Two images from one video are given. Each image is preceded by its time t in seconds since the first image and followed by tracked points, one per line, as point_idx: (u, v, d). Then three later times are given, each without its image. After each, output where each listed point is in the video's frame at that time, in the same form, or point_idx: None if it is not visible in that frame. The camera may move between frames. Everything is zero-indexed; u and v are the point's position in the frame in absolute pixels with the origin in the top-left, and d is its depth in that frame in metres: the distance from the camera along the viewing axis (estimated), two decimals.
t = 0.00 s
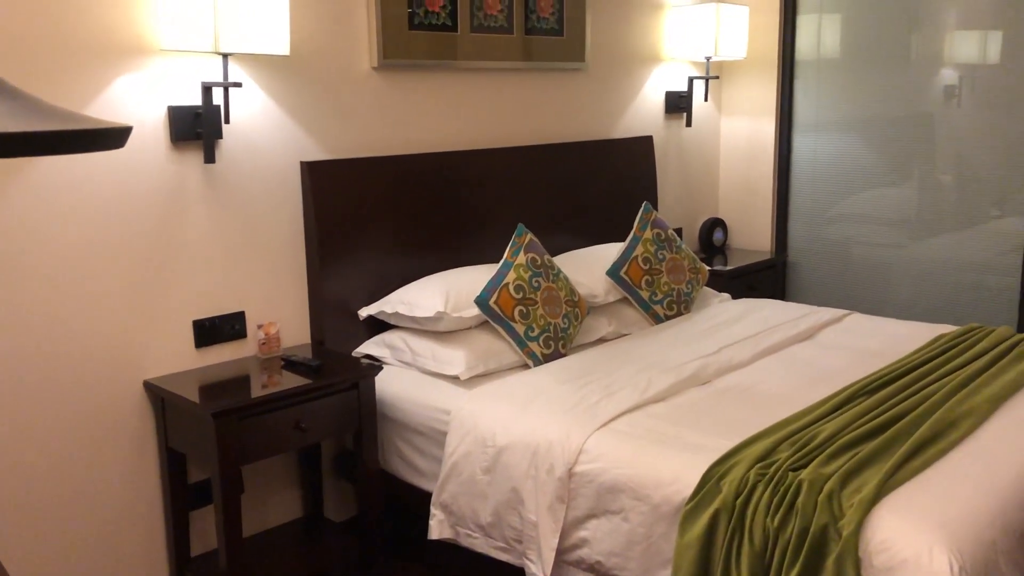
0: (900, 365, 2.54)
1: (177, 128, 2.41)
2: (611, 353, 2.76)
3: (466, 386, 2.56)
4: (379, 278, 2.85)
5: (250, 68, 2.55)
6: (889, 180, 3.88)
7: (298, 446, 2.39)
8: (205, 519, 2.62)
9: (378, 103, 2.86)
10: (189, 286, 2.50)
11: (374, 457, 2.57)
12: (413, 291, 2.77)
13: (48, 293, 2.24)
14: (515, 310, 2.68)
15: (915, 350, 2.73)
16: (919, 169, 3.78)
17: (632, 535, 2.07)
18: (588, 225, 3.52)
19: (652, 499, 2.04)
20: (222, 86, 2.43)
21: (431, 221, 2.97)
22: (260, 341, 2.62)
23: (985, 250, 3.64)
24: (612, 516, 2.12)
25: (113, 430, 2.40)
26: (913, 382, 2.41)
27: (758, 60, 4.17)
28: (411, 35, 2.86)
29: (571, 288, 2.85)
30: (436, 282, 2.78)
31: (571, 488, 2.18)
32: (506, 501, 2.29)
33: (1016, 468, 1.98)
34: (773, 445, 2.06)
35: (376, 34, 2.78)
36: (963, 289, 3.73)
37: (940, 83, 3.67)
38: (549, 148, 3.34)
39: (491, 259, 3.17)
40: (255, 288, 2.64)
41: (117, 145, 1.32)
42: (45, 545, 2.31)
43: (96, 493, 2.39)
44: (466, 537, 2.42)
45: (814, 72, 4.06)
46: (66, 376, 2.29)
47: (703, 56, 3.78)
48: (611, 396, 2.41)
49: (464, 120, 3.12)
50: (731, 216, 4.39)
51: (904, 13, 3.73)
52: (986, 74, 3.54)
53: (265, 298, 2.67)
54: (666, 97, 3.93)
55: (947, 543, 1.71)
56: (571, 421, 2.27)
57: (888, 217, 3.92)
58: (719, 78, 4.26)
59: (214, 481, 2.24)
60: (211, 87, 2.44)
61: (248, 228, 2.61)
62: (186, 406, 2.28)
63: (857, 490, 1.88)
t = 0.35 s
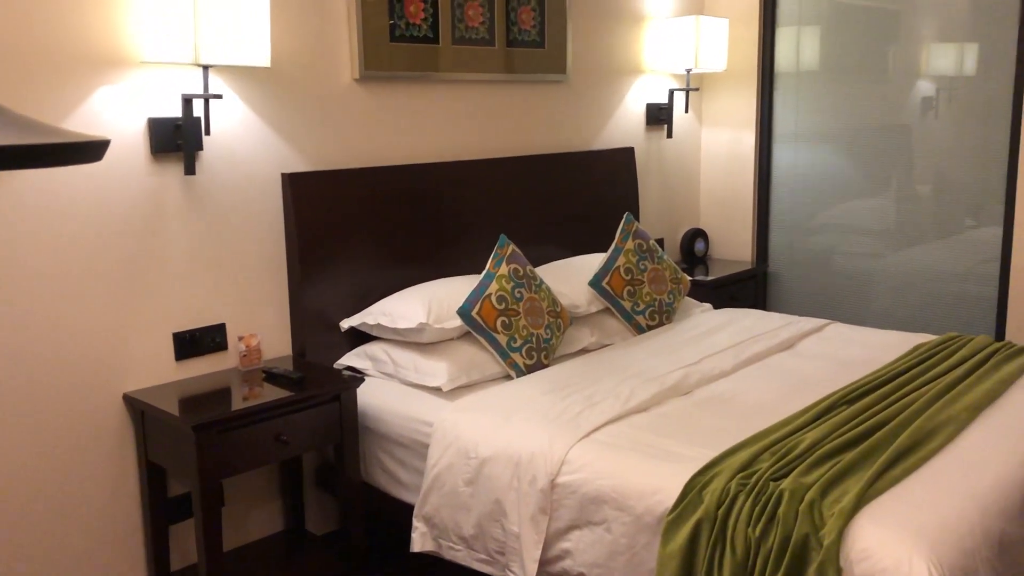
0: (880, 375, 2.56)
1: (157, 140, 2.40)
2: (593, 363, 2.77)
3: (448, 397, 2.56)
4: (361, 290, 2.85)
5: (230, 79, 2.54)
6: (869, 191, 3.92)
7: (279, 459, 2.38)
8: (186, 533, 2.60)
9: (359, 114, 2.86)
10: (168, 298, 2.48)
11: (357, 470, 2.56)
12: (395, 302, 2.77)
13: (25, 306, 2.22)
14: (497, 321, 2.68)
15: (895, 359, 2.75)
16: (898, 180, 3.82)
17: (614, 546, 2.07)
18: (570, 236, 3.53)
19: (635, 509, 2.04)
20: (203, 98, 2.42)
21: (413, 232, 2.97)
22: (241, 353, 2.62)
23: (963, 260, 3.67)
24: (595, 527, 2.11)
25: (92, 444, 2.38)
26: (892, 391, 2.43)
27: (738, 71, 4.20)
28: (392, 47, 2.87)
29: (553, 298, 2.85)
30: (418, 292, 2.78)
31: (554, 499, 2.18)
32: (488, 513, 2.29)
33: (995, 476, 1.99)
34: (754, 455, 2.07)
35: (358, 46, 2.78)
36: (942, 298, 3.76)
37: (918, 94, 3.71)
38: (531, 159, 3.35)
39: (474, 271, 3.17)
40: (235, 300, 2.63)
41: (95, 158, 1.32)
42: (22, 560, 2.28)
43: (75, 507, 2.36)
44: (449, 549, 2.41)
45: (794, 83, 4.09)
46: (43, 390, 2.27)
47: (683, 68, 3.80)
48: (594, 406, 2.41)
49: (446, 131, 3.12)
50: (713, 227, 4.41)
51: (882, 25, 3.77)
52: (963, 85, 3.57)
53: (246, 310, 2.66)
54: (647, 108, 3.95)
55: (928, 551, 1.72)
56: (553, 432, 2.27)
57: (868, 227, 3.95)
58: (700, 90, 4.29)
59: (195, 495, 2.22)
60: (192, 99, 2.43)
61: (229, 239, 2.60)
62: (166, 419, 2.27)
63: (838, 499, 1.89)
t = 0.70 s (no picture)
0: (860, 383, 2.57)
1: (138, 148, 2.39)
2: (576, 371, 2.77)
3: (431, 406, 2.55)
4: (343, 298, 2.84)
5: (212, 87, 2.53)
6: (850, 199, 3.94)
7: (260, 468, 2.36)
8: (165, 543, 2.57)
9: (342, 122, 2.86)
10: (149, 306, 2.47)
11: (338, 479, 2.55)
12: (377, 310, 2.76)
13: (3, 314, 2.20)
14: (480, 329, 2.67)
15: (875, 367, 2.77)
16: (879, 189, 3.85)
17: (597, 554, 2.07)
18: (553, 244, 3.53)
19: (617, 518, 2.04)
20: (184, 105, 2.41)
21: (396, 240, 2.96)
22: (223, 362, 2.59)
23: (943, 268, 3.70)
24: (578, 535, 2.11)
25: (71, 454, 2.35)
26: (873, 399, 2.44)
27: (720, 80, 4.23)
28: (375, 55, 2.87)
29: (536, 306, 2.85)
30: (400, 301, 2.78)
31: (536, 508, 2.18)
32: (471, 522, 2.28)
33: (974, 483, 2.00)
34: (735, 463, 2.07)
35: (340, 54, 2.78)
36: (922, 306, 3.79)
37: (898, 104, 3.74)
38: (514, 168, 3.36)
39: (456, 279, 3.17)
40: (217, 308, 2.62)
41: (70, 166, 1.31)
42: None
43: (53, 518, 2.34)
44: (431, 559, 2.40)
45: (776, 92, 4.12)
46: (21, 398, 2.25)
47: (666, 78, 3.82)
48: (576, 414, 2.41)
49: (429, 139, 3.12)
50: (695, 234, 4.43)
51: (863, 35, 3.80)
52: (942, 95, 3.60)
53: (228, 318, 2.64)
54: (630, 117, 3.96)
55: (908, 558, 1.72)
56: (536, 440, 2.27)
57: (849, 235, 3.98)
58: (682, 99, 4.31)
59: (176, 505, 2.21)
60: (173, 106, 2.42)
61: (210, 248, 2.58)
62: (146, 428, 2.25)
63: (819, 507, 1.89)
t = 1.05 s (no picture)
0: (839, 386, 2.59)
1: (115, 150, 2.36)
2: (557, 375, 2.77)
3: (411, 410, 2.54)
4: (323, 301, 2.82)
5: (190, 89, 2.52)
6: (830, 204, 3.97)
7: (239, 473, 2.35)
8: (143, 549, 2.55)
9: (322, 125, 2.84)
10: (127, 310, 2.44)
11: (318, 483, 2.53)
12: (358, 314, 2.75)
13: None
14: (461, 332, 2.67)
15: (854, 370, 2.79)
16: (858, 193, 3.88)
17: (578, 558, 2.07)
18: (534, 247, 3.53)
19: (598, 521, 2.04)
20: (163, 107, 2.39)
21: (376, 243, 2.95)
22: (201, 366, 2.59)
23: (921, 272, 3.73)
24: (558, 539, 2.11)
25: (46, 459, 2.33)
26: (851, 403, 2.46)
27: (701, 85, 4.24)
28: (355, 57, 2.86)
29: (517, 310, 2.85)
30: (380, 304, 2.77)
31: (517, 512, 2.17)
32: (451, 526, 2.28)
33: (951, 486, 2.01)
34: (715, 466, 2.08)
35: (320, 56, 2.77)
36: (901, 310, 3.82)
37: (876, 109, 3.77)
38: (495, 171, 3.36)
39: (437, 282, 3.16)
40: (195, 312, 2.60)
41: (45, 166, 1.29)
42: None
43: (28, 524, 2.31)
44: (411, 563, 2.39)
45: (756, 97, 4.14)
46: None
47: (647, 82, 3.84)
48: (557, 418, 2.41)
49: (410, 143, 3.12)
50: (676, 238, 4.45)
51: (841, 41, 3.84)
52: (920, 101, 3.64)
53: (206, 322, 2.63)
54: (611, 121, 3.97)
55: (886, 561, 1.73)
56: (516, 444, 2.26)
57: (828, 240, 4.00)
58: (663, 103, 4.33)
59: (153, 510, 2.18)
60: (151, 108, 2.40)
61: (188, 250, 2.56)
62: (123, 433, 2.22)
63: (798, 509, 1.90)
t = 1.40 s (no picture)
0: (813, 384, 2.61)
1: (87, 147, 2.34)
2: (533, 374, 2.77)
3: (387, 409, 2.53)
4: (298, 300, 2.81)
5: (163, 85, 2.49)
6: (804, 204, 4.00)
7: (213, 473, 2.33)
8: (115, 551, 2.52)
9: (297, 122, 2.83)
10: (98, 309, 2.42)
11: (293, 483, 2.52)
12: (333, 313, 2.73)
13: None
14: (437, 331, 2.66)
15: (827, 369, 2.81)
16: (832, 193, 3.91)
17: (553, 557, 2.07)
18: (511, 246, 3.53)
19: (573, 519, 2.04)
20: (135, 104, 2.36)
21: (351, 242, 2.94)
22: (174, 365, 2.56)
23: (894, 271, 3.77)
24: (534, 538, 2.11)
25: (16, 460, 2.30)
26: (824, 401, 2.48)
27: (677, 84, 4.26)
28: (330, 55, 2.85)
29: (494, 309, 2.85)
30: (356, 303, 2.75)
31: (493, 511, 2.17)
32: (427, 525, 2.27)
33: (923, 483, 2.04)
34: (690, 464, 2.09)
35: (295, 54, 2.75)
36: (874, 308, 3.85)
37: (850, 110, 3.81)
38: (471, 170, 3.35)
39: (413, 282, 3.15)
40: (168, 311, 2.57)
41: (11, 162, 1.27)
42: None
43: None
44: (387, 563, 2.38)
45: (732, 97, 4.17)
46: None
47: (623, 82, 3.85)
48: (533, 417, 2.41)
49: (386, 141, 3.11)
50: (652, 238, 4.46)
51: (816, 42, 3.87)
52: (893, 101, 3.67)
53: (180, 321, 2.60)
54: (587, 120, 3.98)
55: (860, 558, 1.74)
56: (492, 443, 2.26)
57: (803, 239, 4.03)
58: (639, 103, 4.34)
59: (125, 511, 2.16)
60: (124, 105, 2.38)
61: (161, 249, 2.54)
62: (95, 433, 2.20)
63: (772, 507, 1.91)
